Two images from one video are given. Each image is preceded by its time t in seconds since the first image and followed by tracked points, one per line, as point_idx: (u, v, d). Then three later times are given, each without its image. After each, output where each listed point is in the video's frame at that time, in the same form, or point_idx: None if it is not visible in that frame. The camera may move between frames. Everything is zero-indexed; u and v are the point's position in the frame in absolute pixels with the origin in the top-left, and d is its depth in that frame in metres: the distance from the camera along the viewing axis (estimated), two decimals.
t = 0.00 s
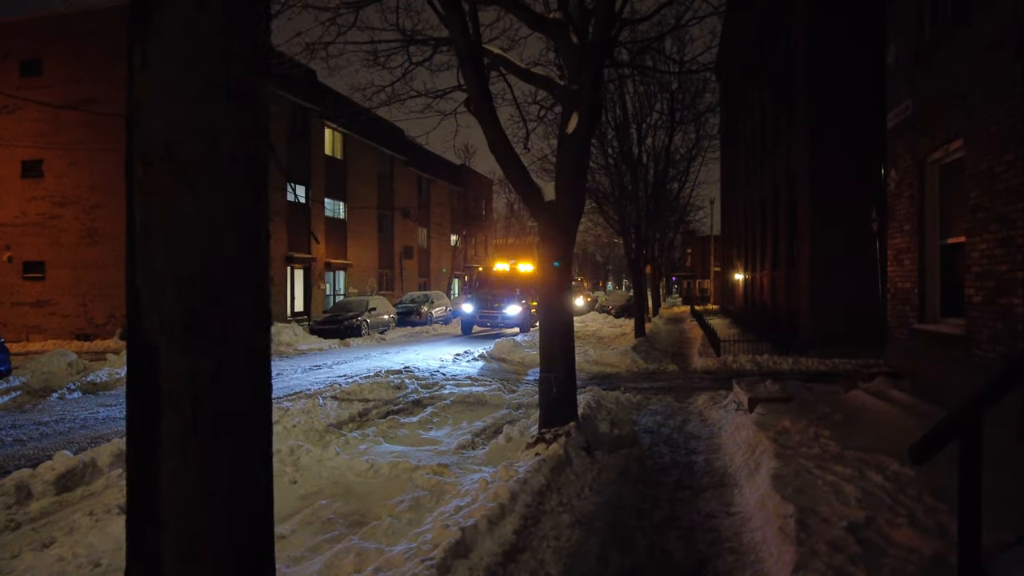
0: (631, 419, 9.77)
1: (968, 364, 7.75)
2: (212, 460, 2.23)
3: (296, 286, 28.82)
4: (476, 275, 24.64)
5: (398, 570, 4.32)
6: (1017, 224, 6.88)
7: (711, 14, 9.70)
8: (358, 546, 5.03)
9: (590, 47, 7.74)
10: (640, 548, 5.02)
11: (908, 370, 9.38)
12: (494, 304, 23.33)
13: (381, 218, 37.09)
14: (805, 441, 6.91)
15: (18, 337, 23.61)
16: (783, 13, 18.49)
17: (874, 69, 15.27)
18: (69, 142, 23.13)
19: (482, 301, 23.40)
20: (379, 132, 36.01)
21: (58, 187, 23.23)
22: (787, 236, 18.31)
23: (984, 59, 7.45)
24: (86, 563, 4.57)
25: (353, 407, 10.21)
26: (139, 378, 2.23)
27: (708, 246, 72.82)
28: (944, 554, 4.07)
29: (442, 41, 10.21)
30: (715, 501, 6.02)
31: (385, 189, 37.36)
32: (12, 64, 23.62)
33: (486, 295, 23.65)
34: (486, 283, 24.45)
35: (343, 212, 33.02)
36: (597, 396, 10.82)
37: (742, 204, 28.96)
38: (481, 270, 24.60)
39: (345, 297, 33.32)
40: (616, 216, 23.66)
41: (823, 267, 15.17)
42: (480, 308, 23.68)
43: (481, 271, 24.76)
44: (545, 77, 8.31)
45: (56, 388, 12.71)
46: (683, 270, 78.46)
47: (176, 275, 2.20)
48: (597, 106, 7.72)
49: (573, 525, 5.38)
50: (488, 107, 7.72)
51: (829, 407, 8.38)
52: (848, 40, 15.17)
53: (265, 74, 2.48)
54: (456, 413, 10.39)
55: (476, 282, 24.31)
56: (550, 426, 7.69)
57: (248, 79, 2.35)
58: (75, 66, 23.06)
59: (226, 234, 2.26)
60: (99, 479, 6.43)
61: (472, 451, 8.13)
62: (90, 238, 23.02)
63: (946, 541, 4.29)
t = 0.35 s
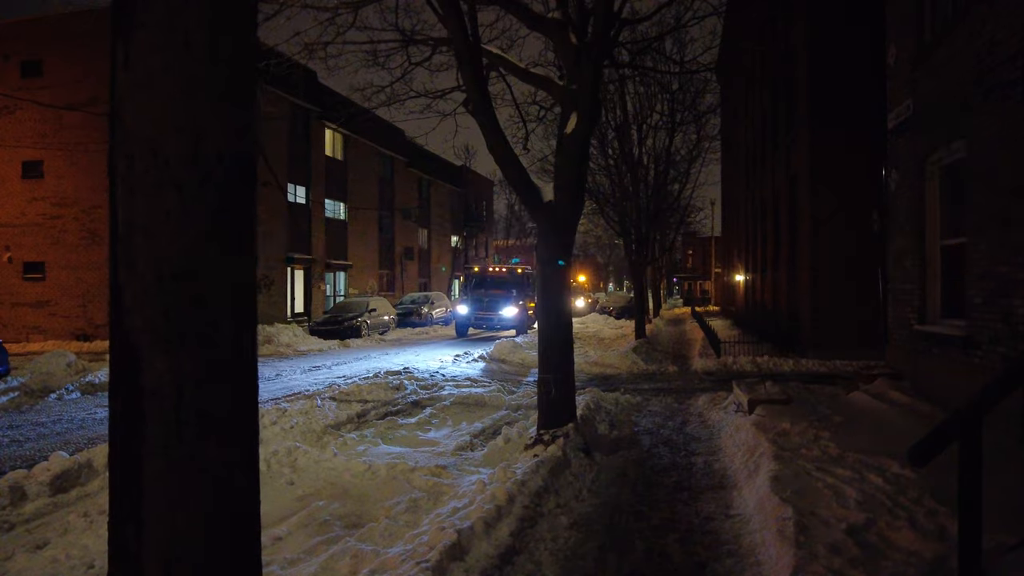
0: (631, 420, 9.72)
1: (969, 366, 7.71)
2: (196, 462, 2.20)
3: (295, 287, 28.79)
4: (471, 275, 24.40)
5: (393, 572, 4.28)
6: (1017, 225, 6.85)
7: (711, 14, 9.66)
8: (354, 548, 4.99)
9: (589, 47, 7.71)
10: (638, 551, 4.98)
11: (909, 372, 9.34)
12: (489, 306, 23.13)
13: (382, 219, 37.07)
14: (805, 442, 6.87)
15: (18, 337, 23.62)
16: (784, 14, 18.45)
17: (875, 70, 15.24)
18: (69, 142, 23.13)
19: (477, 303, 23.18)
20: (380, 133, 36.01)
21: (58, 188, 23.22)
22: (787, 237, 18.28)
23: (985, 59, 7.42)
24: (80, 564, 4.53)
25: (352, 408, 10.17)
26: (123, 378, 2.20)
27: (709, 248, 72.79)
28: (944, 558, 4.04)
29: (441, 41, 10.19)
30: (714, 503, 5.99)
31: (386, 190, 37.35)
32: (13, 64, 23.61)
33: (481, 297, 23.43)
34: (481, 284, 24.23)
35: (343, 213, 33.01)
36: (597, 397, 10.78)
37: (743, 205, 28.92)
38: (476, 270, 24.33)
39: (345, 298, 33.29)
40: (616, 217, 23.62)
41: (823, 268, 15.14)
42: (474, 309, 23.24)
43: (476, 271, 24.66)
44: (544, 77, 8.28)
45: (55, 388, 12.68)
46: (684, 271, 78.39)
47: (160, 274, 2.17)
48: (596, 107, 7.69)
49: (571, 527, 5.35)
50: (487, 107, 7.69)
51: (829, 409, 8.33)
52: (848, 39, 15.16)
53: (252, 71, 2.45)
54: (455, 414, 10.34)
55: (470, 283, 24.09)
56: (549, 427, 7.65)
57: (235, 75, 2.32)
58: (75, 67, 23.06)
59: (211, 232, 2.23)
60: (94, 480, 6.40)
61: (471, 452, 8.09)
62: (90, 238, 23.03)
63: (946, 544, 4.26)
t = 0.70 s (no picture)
0: (631, 420, 9.70)
1: (971, 366, 7.69)
2: (189, 461, 2.19)
3: (296, 287, 28.78)
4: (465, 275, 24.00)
5: (391, 572, 4.27)
6: (1018, 225, 6.83)
7: (712, 14, 9.62)
8: (352, 548, 4.97)
9: (588, 47, 7.69)
10: (638, 552, 4.96)
11: (910, 372, 9.32)
12: (483, 306, 22.58)
13: (382, 219, 37.07)
14: (805, 443, 6.85)
15: (18, 336, 23.64)
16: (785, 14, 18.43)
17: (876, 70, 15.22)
18: (70, 141, 23.13)
19: (471, 303, 22.54)
20: (381, 133, 36.02)
21: (58, 187, 23.21)
22: (788, 237, 18.27)
23: (986, 59, 7.40)
24: (78, 563, 4.51)
25: (351, 408, 10.15)
26: (115, 377, 2.18)
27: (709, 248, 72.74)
28: (945, 559, 4.03)
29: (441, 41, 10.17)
30: (713, 503, 5.98)
31: (386, 190, 37.36)
32: (14, 64, 23.61)
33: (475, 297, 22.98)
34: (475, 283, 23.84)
35: (344, 213, 33.02)
36: (597, 397, 10.77)
37: (744, 205, 28.90)
38: (470, 270, 23.94)
39: (346, 298, 33.29)
40: (617, 217, 23.58)
41: (824, 269, 15.11)
42: (468, 310, 22.65)
43: (470, 270, 24.08)
44: (544, 76, 8.25)
45: (54, 388, 12.66)
46: (685, 272, 78.37)
47: (152, 272, 2.16)
48: (596, 106, 7.67)
49: (570, 527, 5.34)
50: (487, 107, 7.68)
51: (829, 409, 8.31)
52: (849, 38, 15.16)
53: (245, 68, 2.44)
54: (455, 414, 10.32)
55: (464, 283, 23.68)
56: (548, 427, 7.62)
57: (228, 74, 2.31)
58: (76, 66, 23.05)
59: (205, 231, 2.22)
60: (93, 480, 6.39)
61: (471, 452, 8.08)
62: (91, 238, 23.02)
63: (947, 545, 4.23)
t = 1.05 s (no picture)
0: (632, 420, 9.71)
1: (972, 366, 7.68)
2: (189, 462, 2.19)
3: (297, 287, 28.79)
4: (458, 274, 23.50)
5: (392, 572, 4.28)
6: (1020, 225, 6.82)
7: (713, 14, 9.62)
8: (353, 548, 4.97)
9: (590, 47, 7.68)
10: (639, 552, 4.95)
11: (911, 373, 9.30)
12: (476, 307, 22.09)
13: (384, 219, 37.09)
14: (806, 443, 6.85)
15: (20, 336, 23.68)
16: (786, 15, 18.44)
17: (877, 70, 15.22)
18: (72, 142, 23.15)
19: (463, 304, 22.09)
20: (382, 133, 36.06)
21: (60, 187, 23.24)
22: (790, 237, 18.25)
23: (988, 58, 7.39)
24: (79, 563, 4.51)
25: (353, 408, 10.16)
26: (114, 378, 2.18)
27: (710, 248, 72.75)
28: (946, 559, 4.02)
29: (443, 41, 10.18)
30: (714, 503, 5.98)
31: (387, 190, 37.39)
32: (16, 64, 23.65)
33: (468, 298, 22.51)
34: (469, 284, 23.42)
35: (345, 213, 33.04)
36: (598, 397, 10.77)
37: (745, 206, 28.88)
38: (463, 269, 23.39)
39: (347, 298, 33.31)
40: (618, 218, 23.58)
41: (826, 269, 15.11)
42: (461, 311, 22.17)
43: (464, 271, 23.66)
44: (545, 77, 8.25)
45: (55, 388, 12.67)
46: (686, 272, 78.37)
47: (152, 271, 2.16)
48: (597, 106, 7.67)
49: (571, 528, 5.33)
50: (488, 106, 7.68)
51: (830, 409, 8.30)
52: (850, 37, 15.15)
53: (243, 68, 2.44)
54: (456, 414, 10.33)
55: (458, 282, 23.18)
56: (549, 428, 7.63)
57: (228, 74, 2.32)
58: (78, 66, 23.07)
59: (204, 230, 2.22)
60: (93, 480, 6.40)
61: (472, 452, 8.08)
62: (92, 237, 23.05)
63: (949, 546, 4.22)
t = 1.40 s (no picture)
0: (634, 420, 9.71)
1: (974, 366, 7.68)
2: (193, 461, 2.19)
3: (298, 287, 28.80)
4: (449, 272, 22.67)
5: (395, 571, 4.29)
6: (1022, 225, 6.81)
7: (715, 14, 9.62)
8: (355, 547, 4.98)
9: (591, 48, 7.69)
10: (641, 552, 4.96)
11: (913, 373, 9.30)
12: (469, 308, 21.14)
13: (385, 219, 37.11)
14: (807, 443, 6.85)
15: (21, 336, 23.71)
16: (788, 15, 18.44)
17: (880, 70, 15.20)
18: (74, 142, 23.18)
19: (455, 305, 21.11)
20: (383, 133, 36.08)
21: (62, 187, 23.26)
22: (791, 237, 18.25)
23: (991, 58, 7.39)
24: (82, 563, 4.52)
25: (354, 408, 10.16)
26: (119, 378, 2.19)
27: (711, 248, 72.67)
28: (949, 559, 4.02)
29: (445, 41, 10.20)
30: (716, 503, 5.98)
31: (389, 190, 37.42)
32: (18, 65, 23.69)
33: (460, 298, 21.49)
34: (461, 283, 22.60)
35: (346, 213, 33.06)
36: (599, 397, 10.78)
37: (747, 206, 28.88)
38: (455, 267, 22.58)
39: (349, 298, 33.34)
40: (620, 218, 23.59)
41: (828, 269, 15.10)
42: (452, 312, 21.24)
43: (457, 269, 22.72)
44: (547, 77, 8.26)
45: (58, 388, 12.70)
46: (688, 272, 78.37)
47: (157, 271, 2.16)
48: (599, 105, 7.65)
49: (573, 528, 5.33)
50: (490, 107, 7.68)
51: (832, 409, 8.30)
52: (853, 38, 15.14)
53: (248, 67, 2.44)
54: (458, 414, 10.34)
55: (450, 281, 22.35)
56: (551, 427, 7.62)
57: (233, 74, 2.32)
58: (80, 66, 23.10)
59: (209, 229, 2.23)
60: (96, 479, 6.40)
61: (474, 452, 8.08)
62: (94, 237, 23.07)
63: (951, 546, 4.22)
